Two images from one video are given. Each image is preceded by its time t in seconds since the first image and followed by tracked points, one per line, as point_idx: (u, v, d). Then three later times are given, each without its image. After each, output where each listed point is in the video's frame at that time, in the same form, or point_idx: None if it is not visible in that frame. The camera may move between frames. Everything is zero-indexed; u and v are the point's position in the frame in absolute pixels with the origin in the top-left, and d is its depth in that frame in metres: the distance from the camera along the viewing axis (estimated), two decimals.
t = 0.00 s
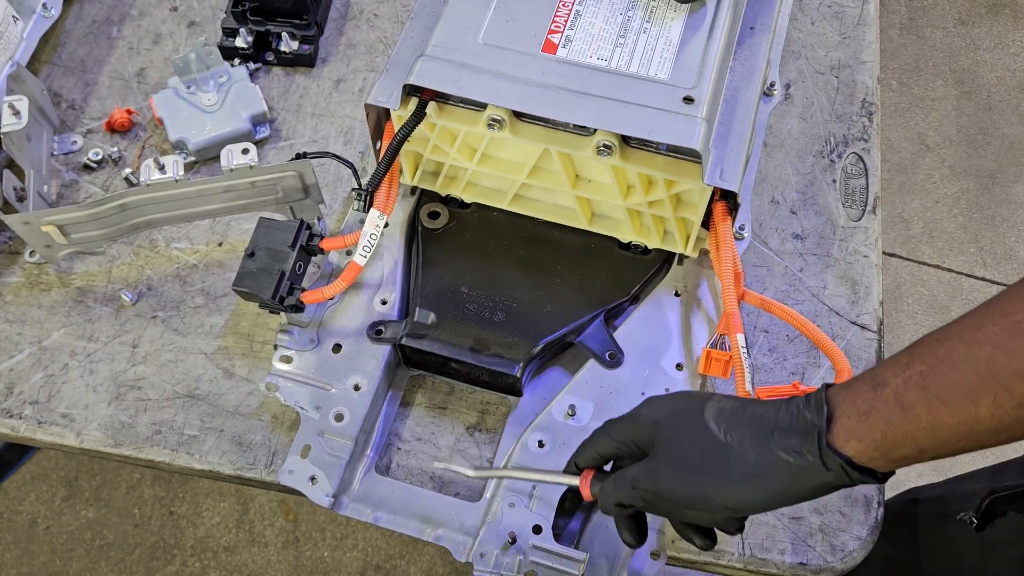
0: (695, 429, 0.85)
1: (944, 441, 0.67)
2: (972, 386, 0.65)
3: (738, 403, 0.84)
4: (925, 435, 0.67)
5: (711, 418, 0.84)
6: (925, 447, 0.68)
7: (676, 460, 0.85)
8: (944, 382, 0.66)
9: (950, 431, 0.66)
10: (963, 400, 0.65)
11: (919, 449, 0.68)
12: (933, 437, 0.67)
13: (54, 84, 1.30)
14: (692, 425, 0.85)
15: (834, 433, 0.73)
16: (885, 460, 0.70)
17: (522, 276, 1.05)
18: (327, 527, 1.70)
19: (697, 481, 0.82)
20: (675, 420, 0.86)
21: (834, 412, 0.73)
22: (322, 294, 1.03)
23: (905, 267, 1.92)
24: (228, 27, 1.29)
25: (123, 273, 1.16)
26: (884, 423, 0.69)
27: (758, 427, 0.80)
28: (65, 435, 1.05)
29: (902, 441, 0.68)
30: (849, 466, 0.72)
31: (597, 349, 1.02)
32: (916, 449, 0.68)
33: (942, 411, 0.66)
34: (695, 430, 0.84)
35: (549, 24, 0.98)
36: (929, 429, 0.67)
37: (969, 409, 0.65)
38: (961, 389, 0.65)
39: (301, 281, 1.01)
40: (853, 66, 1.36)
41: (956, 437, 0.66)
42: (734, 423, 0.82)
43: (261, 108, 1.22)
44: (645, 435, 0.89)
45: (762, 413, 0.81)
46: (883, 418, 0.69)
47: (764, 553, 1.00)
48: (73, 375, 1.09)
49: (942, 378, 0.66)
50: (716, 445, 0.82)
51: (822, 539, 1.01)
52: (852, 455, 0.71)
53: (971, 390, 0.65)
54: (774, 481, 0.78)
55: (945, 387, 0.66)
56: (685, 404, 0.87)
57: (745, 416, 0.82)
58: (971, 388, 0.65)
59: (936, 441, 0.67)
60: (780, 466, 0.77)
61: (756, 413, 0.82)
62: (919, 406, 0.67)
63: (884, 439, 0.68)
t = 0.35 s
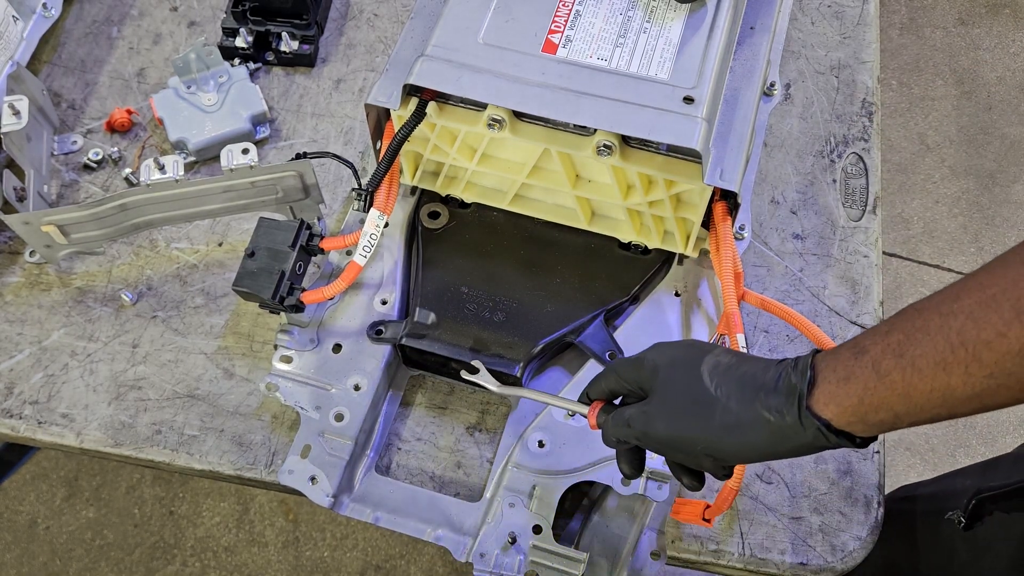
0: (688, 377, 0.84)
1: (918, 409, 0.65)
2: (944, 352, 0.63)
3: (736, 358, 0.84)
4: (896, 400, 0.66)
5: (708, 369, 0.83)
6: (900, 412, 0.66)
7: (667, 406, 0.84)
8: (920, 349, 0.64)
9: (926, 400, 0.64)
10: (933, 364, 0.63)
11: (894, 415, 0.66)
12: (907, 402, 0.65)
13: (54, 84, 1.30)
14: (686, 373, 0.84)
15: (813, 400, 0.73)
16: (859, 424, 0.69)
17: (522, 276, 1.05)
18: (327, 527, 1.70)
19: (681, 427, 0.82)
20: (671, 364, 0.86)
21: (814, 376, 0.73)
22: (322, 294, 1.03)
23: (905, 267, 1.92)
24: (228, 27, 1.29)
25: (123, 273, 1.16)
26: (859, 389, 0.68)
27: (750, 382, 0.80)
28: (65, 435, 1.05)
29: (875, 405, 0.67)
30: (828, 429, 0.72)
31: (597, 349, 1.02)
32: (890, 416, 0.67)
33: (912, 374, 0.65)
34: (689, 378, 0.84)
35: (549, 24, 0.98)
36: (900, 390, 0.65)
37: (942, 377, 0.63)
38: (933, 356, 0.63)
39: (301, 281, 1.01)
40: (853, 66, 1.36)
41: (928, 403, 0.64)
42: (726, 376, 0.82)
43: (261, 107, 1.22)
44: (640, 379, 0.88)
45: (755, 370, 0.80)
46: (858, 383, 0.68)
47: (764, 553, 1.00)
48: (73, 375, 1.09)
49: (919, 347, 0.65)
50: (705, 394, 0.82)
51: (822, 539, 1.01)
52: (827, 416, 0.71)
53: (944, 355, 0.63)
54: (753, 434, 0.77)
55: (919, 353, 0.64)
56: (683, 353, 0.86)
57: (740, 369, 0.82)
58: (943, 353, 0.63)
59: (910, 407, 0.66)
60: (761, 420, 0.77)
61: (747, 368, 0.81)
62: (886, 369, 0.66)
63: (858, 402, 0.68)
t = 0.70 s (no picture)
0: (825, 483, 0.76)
1: None
2: None
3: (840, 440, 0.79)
4: None
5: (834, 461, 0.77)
6: None
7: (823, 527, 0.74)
8: None
9: None
10: None
11: None
12: None
13: (54, 84, 1.30)
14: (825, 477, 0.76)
15: None
16: None
17: (522, 276, 1.05)
18: (327, 527, 1.70)
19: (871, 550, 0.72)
20: (812, 479, 0.76)
21: None
22: (322, 294, 1.03)
23: (905, 267, 1.92)
24: (228, 27, 1.29)
25: (123, 273, 1.16)
26: None
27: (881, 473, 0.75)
28: (65, 435, 1.06)
29: None
30: None
31: (596, 349, 1.02)
32: None
33: None
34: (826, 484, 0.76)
35: (548, 24, 0.98)
36: None
37: None
38: None
39: (301, 281, 1.01)
40: (853, 66, 1.36)
41: None
42: (940, 504, 0.72)
43: (262, 108, 1.22)
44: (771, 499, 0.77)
45: (895, 471, 0.75)
46: None
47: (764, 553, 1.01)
48: (73, 375, 1.09)
49: None
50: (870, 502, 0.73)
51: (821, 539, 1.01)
52: None
53: None
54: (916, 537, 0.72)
55: None
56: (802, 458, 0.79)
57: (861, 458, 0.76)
58: None
59: None
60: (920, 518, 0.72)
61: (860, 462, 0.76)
62: None
63: None
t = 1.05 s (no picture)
0: (616, 376, 0.78)
1: (961, 316, 0.57)
2: (984, 197, 0.55)
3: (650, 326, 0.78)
4: (943, 310, 0.57)
5: (617, 355, 0.79)
6: (919, 335, 0.58)
7: (662, 434, 0.75)
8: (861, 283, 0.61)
9: (1003, 288, 0.55)
10: (1011, 225, 0.53)
11: (872, 358, 0.60)
12: (887, 328, 0.59)
13: (54, 84, 1.30)
14: (596, 372, 0.80)
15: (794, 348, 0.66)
16: (846, 371, 0.62)
17: (522, 276, 1.05)
18: (327, 527, 1.70)
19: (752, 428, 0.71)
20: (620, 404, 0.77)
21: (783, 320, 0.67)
22: (322, 294, 1.03)
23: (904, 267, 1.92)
24: (228, 27, 1.29)
25: (123, 273, 1.16)
26: (835, 308, 0.62)
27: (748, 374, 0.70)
28: (65, 435, 1.05)
29: (831, 338, 0.62)
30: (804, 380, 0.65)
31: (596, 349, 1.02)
32: (861, 347, 0.60)
33: (941, 259, 0.56)
34: (691, 386, 0.73)
35: (548, 24, 0.98)
36: (857, 309, 0.60)
37: (932, 258, 0.56)
38: (910, 224, 0.59)
39: (300, 281, 1.01)
40: (853, 66, 1.36)
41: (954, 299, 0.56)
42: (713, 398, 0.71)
43: (261, 107, 1.22)
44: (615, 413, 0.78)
45: (692, 345, 0.75)
46: (818, 309, 0.64)
47: (765, 553, 1.00)
48: (72, 375, 1.09)
49: (948, 222, 0.57)
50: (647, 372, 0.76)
51: (821, 539, 1.01)
52: (821, 379, 0.64)
53: (994, 208, 0.54)
54: (818, 408, 0.67)
55: (958, 238, 0.56)
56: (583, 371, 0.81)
57: (752, 346, 0.70)
58: (1009, 193, 0.54)
59: (893, 328, 0.58)
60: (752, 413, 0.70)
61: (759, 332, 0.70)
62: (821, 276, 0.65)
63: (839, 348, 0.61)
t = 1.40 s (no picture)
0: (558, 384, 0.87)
1: (779, 343, 0.63)
2: (781, 256, 0.59)
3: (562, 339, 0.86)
4: (769, 340, 0.63)
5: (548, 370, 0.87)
6: (752, 356, 0.66)
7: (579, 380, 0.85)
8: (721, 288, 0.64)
9: (808, 327, 0.61)
10: (808, 286, 0.58)
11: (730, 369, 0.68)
12: (731, 355, 0.66)
13: (54, 84, 1.30)
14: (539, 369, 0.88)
15: (663, 361, 0.72)
16: (707, 380, 0.71)
17: (522, 276, 1.05)
18: (327, 527, 1.70)
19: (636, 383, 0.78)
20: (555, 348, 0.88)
21: (650, 335, 0.73)
22: (322, 294, 1.03)
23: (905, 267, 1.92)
24: (228, 27, 1.29)
25: (123, 273, 1.16)
26: (686, 337, 0.68)
27: (629, 374, 0.77)
28: (65, 435, 1.05)
29: (690, 360, 0.69)
30: (675, 387, 0.73)
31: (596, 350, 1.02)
32: (713, 366, 0.68)
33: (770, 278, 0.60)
34: (603, 392, 0.82)
35: (549, 24, 0.98)
36: (705, 341, 0.66)
37: (752, 310, 0.61)
38: (734, 269, 0.63)
39: (300, 281, 1.01)
40: (853, 66, 1.36)
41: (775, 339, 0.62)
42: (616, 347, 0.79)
43: (261, 107, 1.22)
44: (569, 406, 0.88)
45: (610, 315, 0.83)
46: (673, 333, 0.70)
47: (765, 553, 1.00)
48: (72, 375, 1.09)
49: (759, 276, 0.61)
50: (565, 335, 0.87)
51: (821, 538, 1.01)
52: (683, 384, 0.73)
53: (790, 268, 0.58)
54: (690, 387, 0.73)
55: (765, 291, 0.60)
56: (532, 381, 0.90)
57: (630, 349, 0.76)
58: (805, 241, 0.57)
59: (737, 353, 0.65)
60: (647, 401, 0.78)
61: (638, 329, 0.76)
62: (676, 293, 0.70)
63: (701, 365, 0.68)
